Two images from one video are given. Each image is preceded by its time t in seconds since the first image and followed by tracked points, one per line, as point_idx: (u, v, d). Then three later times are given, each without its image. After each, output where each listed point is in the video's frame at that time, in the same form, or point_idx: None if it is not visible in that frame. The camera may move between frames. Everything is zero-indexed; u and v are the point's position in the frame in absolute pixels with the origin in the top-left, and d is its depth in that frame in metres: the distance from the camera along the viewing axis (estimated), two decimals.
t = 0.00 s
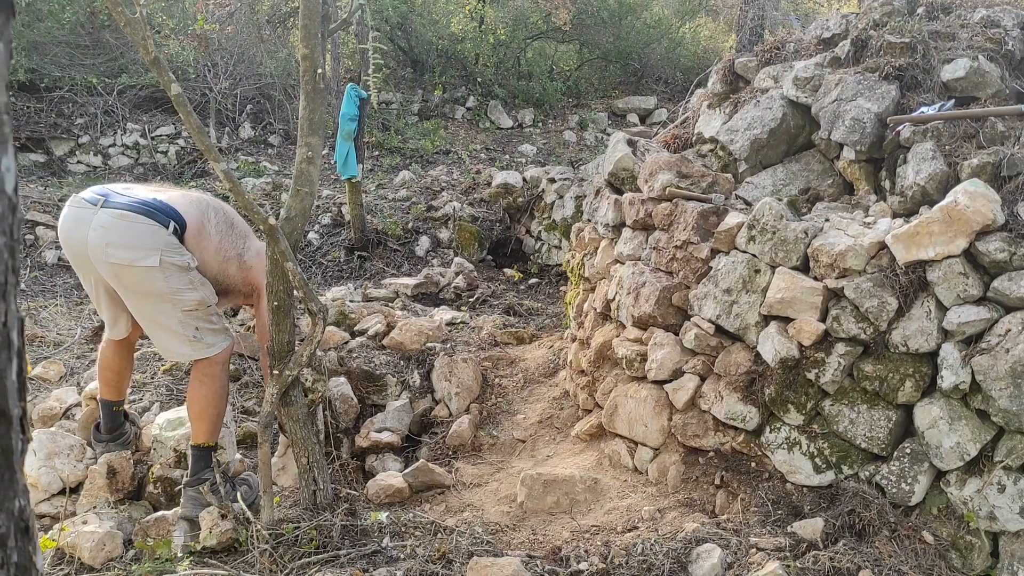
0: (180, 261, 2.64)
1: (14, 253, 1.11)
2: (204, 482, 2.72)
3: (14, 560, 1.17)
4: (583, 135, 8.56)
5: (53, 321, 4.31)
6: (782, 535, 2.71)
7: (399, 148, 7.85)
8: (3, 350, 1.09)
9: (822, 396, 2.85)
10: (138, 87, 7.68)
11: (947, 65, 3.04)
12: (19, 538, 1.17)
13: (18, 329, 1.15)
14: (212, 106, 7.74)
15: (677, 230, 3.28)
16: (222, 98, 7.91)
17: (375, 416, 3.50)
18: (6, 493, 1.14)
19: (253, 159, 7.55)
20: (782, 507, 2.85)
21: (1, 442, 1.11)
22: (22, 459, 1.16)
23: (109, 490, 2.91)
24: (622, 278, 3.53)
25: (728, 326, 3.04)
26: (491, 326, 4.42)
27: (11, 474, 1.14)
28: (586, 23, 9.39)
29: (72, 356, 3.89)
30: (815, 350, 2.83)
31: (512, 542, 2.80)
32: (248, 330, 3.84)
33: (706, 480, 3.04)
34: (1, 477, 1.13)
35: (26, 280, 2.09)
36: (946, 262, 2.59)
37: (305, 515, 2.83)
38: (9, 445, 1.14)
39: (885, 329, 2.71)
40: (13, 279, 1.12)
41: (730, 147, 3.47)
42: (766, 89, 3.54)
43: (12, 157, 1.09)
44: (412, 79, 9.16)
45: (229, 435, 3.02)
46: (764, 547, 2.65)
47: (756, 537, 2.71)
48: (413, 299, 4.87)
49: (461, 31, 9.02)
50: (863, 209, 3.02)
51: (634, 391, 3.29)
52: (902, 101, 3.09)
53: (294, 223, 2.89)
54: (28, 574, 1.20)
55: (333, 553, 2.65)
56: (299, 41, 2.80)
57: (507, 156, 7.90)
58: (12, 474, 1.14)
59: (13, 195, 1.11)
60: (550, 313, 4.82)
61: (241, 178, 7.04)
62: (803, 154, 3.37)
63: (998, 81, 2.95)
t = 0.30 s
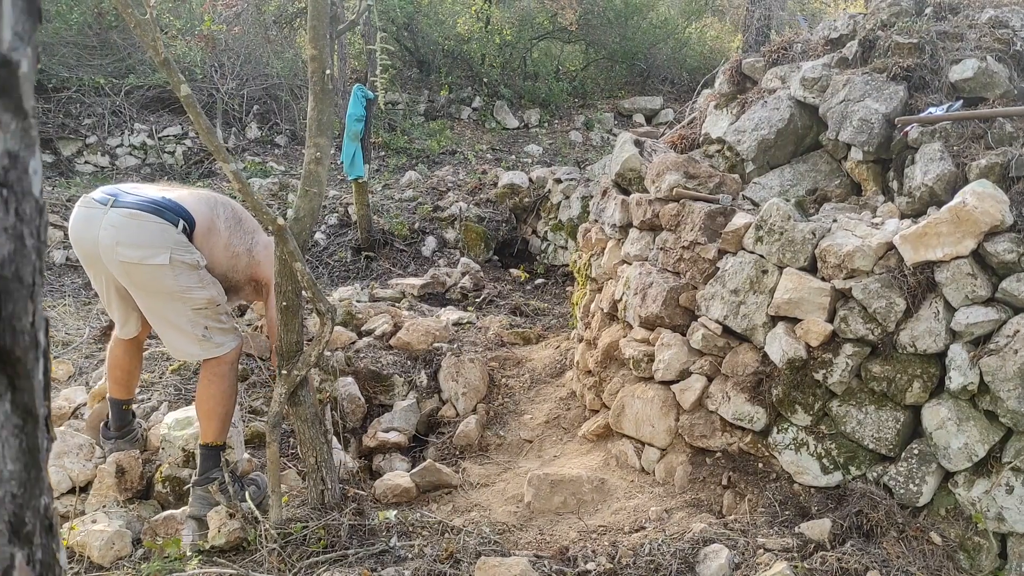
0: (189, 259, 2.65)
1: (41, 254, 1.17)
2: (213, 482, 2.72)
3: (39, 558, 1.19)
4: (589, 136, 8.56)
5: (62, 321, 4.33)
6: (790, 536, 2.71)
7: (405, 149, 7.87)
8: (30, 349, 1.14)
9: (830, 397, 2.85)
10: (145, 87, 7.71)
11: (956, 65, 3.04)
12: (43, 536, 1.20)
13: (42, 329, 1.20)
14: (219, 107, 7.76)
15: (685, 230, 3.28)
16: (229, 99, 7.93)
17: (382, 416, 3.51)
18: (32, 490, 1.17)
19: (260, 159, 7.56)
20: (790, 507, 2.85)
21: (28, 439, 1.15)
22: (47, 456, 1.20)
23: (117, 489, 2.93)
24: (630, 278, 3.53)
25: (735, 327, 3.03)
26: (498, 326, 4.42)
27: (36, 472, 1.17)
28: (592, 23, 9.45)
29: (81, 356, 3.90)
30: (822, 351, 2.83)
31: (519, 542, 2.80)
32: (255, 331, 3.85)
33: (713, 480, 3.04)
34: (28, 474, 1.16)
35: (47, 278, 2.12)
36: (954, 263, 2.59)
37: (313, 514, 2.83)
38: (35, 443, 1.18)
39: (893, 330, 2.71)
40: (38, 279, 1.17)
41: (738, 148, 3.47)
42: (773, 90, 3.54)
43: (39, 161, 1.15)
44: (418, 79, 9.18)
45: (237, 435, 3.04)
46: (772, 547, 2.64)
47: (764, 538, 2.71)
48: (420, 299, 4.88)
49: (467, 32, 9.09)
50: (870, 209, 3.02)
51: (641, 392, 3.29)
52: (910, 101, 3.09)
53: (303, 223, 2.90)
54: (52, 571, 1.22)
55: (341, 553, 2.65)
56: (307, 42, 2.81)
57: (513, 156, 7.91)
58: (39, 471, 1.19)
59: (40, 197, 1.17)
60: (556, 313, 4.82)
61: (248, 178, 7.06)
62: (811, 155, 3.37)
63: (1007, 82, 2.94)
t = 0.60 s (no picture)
0: (192, 260, 2.66)
1: (65, 254, 1.20)
2: (220, 482, 2.73)
3: (62, 554, 1.23)
4: (594, 136, 8.55)
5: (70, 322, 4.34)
6: (796, 536, 2.71)
7: (411, 149, 7.88)
8: (55, 348, 1.18)
9: (836, 397, 2.85)
10: (152, 88, 7.73)
11: (963, 66, 3.04)
12: (66, 533, 1.24)
13: (69, 328, 1.24)
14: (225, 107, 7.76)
15: (691, 231, 3.28)
16: (235, 100, 7.94)
17: (389, 416, 3.52)
18: (55, 488, 1.21)
19: (266, 159, 7.58)
20: (796, 508, 2.85)
21: (52, 437, 1.20)
22: (69, 454, 1.24)
23: (126, 489, 2.94)
24: (636, 279, 3.53)
25: (742, 328, 3.03)
26: (504, 326, 4.43)
27: (60, 470, 1.22)
28: (597, 24, 9.42)
29: (88, 356, 3.92)
30: (829, 351, 2.83)
31: (525, 542, 2.80)
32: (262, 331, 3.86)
33: (720, 480, 3.04)
34: (53, 472, 1.20)
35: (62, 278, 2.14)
36: (962, 264, 2.59)
37: (320, 514, 2.83)
38: (58, 441, 1.22)
39: (900, 330, 2.71)
40: (63, 279, 1.20)
41: (744, 148, 3.47)
42: (780, 90, 3.55)
43: (65, 163, 1.17)
44: (424, 79, 9.19)
45: (244, 435, 3.05)
46: (778, 548, 2.64)
47: (770, 539, 2.71)
48: (426, 299, 4.89)
49: (473, 32, 9.08)
50: (877, 210, 3.01)
51: (648, 392, 3.29)
52: (916, 102, 3.09)
53: (311, 224, 2.91)
54: (75, 567, 1.26)
55: (348, 553, 2.65)
56: (315, 41, 2.81)
57: (518, 157, 7.91)
58: (62, 468, 1.23)
59: (66, 199, 1.20)
60: (562, 313, 4.83)
61: (254, 178, 7.07)
62: (817, 156, 3.37)
63: (1014, 82, 2.95)
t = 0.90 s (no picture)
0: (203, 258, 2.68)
1: (90, 259, 1.21)
2: (234, 483, 2.76)
3: (83, 556, 1.25)
4: (607, 139, 8.55)
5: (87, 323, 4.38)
6: (810, 542, 2.70)
7: (424, 152, 7.90)
8: (79, 352, 1.19)
9: (850, 402, 2.84)
10: (167, 91, 7.80)
11: (979, 70, 3.03)
12: (87, 534, 1.25)
13: (92, 333, 1.25)
14: (239, 110, 7.82)
15: (704, 235, 3.27)
16: (250, 102, 8.00)
17: (401, 418, 3.53)
18: (78, 489, 1.22)
19: (280, 162, 7.62)
20: (810, 514, 2.84)
21: (75, 440, 1.21)
22: (92, 456, 1.25)
23: (141, 489, 2.96)
24: (649, 282, 3.53)
25: (755, 332, 3.02)
26: (516, 329, 4.44)
27: (82, 472, 1.23)
28: (611, 27, 9.44)
29: (104, 357, 3.95)
30: (843, 356, 2.82)
31: (537, 545, 2.80)
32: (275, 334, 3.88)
33: (733, 485, 3.04)
34: (75, 474, 1.21)
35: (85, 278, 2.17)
36: (977, 269, 2.58)
37: (333, 515, 2.84)
38: (81, 443, 1.23)
39: (915, 335, 2.70)
40: (88, 284, 1.22)
41: (758, 152, 3.46)
42: (794, 94, 3.54)
43: (89, 170, 1.19)
44: (437, 83, 9.22)
45: (257, 436, 3.07)
46: (792, 553, 2.63)
47: (783, 544, 2.69)
48: (438, 302, 4.91)
49: (486, 35, 9.08)
50: (892, 214, 3.00)
51: (660, 396, 3.28)
52: (931, 106, 3.08)
53: (325, 227, 2.92)
54: (95, 569, 1.27)
55: (362, 555, 2.66)
56: (331, 46, 2.82)
57: (531, 160, 7.91)
58: (85, 471, 1.24)
59: (89, 206, 1.21)
60: (575, 317, 4.83)
61: (268, 181, 7.11)
62: (832, 160, 3.36)
63: None
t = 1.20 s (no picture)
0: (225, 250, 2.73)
1: (116, 261, 1.22)
2: (252, 484, 2.75)
3: (107, 554, 1.26)
4: (625, 143, 8.54)
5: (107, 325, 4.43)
6: (827, 548, 2.68)
7: (441, 156, 7.93)
8: (104, 353, 1.21)
9: (869, 408, 2.82)
10: (187, 95, 7.87)
11: (1000, 74, 3.01)
12: (110, 532, 1.27)
13: (117, 334, 1.26)
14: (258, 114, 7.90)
15: (722, 239, 3.26)
16: (269, 106, 8.07)
17: (418, 421, 3.55)
18: (103, 488, 1.24)
19: (298, 165, 7.67)
20: (828, 520, 2.82)
21: (99, 440, 1.22)
22: (117, 456, 1.26)
23: (160, 489, 2.99)
24: (666, 287, 3.52)
25: (773, 337, 3.01)
26: (533, 333, 4.44)
27: (106, 471, 1.24)
28: (629, 31, 9.47)
29: (125, 359, 4.00)
30: (862, 362, 2.80)
31: (553, 549, 2.80)
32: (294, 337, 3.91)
33: (750, 490, 3.03)
34: (99, 473, 1.23)
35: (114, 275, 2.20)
36: (998, 274, 2.55)
37: (350, 518, 2.85)
38: (105, 442, 1.24)
39: (935, 341, 2.67)
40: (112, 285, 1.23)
41: (776, 156, 3.44)
42: (813, 98, 3.53)
43: (115, 173, 1.20)
44: (455, 87, 9.25)
45: (274, 438, 3.08)
46: (809, 559, 2.61)
47: (801, 550, 2.67)
48: (455, 306, 4.92)
49: (504, 39, 9.23)
50: (912, 219, 2.98)
51: (677, 400, 3.27)
52: (952, 110, 3.06)
53: (343, 230, 2.94)
54: (119, 568, 1.29)
55: (378, 557, 2.66)
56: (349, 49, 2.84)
57: (549, 164, 7.92)
58: (109, 470, 1.25)
59: (116, 208, 1.23)
60: (592, 321, 4.83)
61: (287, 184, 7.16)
62: (851, 164, 3.35)
63: None
